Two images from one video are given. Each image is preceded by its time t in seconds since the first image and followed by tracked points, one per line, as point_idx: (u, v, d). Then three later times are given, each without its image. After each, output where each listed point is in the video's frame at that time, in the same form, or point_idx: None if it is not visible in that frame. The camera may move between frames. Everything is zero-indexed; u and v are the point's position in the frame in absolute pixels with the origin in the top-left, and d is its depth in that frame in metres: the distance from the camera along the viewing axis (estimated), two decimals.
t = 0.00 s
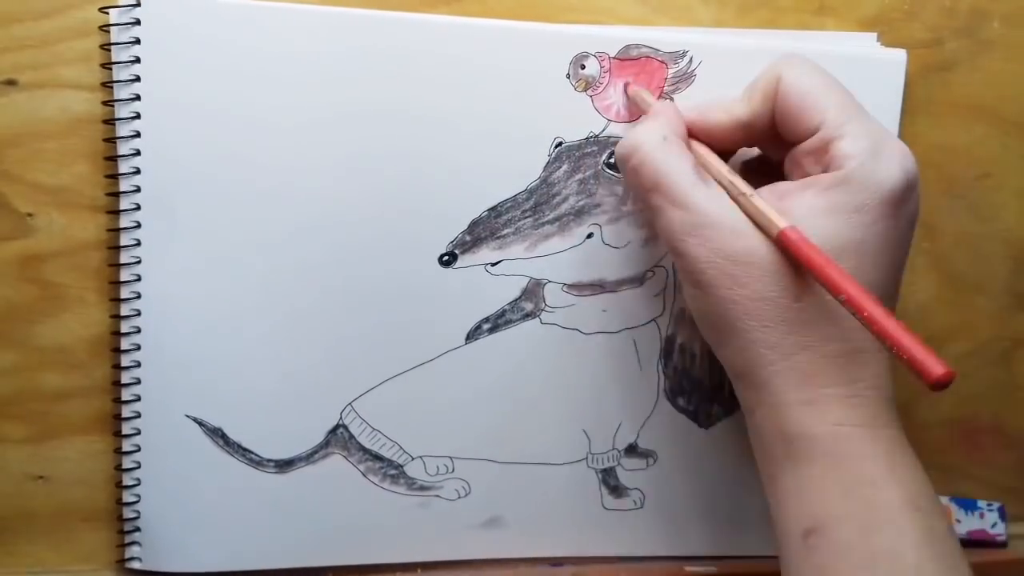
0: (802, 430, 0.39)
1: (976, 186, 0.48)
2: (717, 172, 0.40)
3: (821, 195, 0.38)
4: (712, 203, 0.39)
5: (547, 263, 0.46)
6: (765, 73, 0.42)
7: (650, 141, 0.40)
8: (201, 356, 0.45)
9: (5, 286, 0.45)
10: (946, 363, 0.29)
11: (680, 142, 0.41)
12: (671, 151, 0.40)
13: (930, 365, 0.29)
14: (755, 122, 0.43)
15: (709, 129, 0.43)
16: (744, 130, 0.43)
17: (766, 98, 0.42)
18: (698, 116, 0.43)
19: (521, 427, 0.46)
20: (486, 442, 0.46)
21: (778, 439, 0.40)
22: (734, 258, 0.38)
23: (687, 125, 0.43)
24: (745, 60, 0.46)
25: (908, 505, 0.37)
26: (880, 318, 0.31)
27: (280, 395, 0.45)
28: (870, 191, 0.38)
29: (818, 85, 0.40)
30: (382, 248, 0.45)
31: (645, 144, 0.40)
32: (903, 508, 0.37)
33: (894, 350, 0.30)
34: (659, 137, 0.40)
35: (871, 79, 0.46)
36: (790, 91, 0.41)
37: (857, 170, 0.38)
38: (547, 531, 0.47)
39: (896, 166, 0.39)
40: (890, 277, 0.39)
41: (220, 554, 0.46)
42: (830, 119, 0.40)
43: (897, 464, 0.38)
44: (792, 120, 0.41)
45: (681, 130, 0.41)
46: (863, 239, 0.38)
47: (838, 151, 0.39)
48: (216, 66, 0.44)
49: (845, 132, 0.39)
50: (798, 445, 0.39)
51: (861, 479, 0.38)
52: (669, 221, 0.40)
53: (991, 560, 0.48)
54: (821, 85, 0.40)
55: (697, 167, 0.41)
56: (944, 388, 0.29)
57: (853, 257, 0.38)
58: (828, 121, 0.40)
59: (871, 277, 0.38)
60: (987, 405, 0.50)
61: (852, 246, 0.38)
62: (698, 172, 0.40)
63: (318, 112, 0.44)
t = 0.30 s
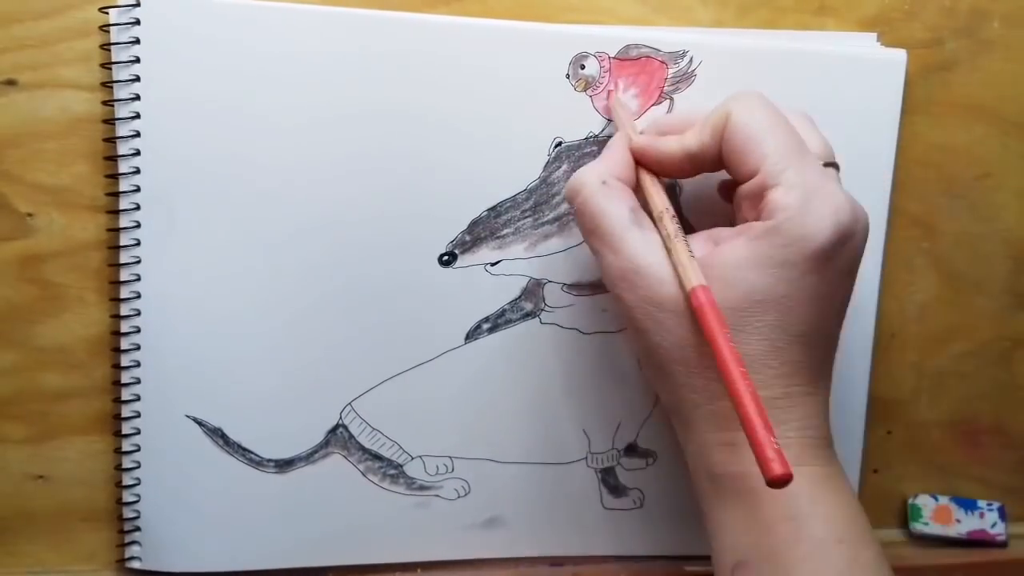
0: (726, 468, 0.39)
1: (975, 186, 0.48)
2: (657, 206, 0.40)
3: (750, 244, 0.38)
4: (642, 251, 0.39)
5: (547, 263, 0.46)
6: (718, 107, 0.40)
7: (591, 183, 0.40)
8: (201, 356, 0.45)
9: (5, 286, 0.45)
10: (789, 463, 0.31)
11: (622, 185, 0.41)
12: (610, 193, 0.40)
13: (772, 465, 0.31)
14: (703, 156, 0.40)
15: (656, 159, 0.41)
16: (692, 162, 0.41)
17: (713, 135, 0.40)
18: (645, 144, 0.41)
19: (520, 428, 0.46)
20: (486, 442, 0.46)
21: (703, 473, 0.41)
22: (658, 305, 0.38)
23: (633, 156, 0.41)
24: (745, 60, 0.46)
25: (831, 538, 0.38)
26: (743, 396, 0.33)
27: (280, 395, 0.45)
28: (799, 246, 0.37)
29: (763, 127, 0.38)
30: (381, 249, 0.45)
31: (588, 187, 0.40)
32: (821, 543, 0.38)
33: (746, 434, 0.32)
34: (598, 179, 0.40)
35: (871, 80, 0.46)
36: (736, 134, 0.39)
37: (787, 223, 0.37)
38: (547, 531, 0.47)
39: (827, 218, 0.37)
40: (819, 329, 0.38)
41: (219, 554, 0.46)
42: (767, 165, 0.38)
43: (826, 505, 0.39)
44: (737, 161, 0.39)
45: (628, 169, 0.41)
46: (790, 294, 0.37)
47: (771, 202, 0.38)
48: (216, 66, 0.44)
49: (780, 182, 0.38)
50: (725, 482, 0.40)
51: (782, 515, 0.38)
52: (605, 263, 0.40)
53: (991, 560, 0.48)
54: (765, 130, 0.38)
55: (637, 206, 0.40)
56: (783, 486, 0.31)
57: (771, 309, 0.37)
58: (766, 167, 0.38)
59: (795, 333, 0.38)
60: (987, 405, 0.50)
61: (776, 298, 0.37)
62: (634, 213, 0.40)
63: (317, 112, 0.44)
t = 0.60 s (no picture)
0: (728, 472, 0.40)
1: (975, 186, 0.48)
2: (661, 213, 0.39)
3: (753, 254, 0.38)
4: (646, 260, 0.39)
5: (547, 263, 0.46)
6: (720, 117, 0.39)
7: (598, 193, 0.40)
8: (201, 356, 0.45)
9: (5, 287, 0.45)
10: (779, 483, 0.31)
11: (627, 194, 0.41)
12: (616, 202, 0.40)
13: (762, 482, 0.31)
14: (708, 167, 0.40)
15: (661, 169, 0.41)
16: (697, 174, 0.40)
17: (716, 144, 0.39)
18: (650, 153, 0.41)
19: (520, 428, 0.46)
20: (486, 442, 0.46)
21: (707, 476, 0.41)
22: (661, 313, 0.38)
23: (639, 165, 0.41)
24: (745, 60, 0.46)
25: (833, 538, 0.38)
26: (736, 412, 0.33)
27: (279, 395, 0.45)
28: (802, 256, 0.37)
29: (765, 138, 0.38)
30: (381, 249, 0.45)
31: (595, 199, 0.40)
32: (822, 545, 0.38)
33: (740, 454, 0.32)
34: (604, 188, 0.40)
35: (871, 80, 0.46)
36: (737, 145, 0.38)
37: (789, 235, 0.37)
38: (547, 531, 0.47)
39: (830, 227, 0.37)
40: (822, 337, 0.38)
41: (219, 554, 0.46)
42: (768, 176, 0.38)
43: (828, 507, 0.39)
44: (739, 171, 0.39)
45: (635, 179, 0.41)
46: (793, 304, 0.37)
47: (773, 212, 0.37)
48: (216, 66, 0.44)
49: (782, 193, 0.37)
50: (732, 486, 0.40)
51: (787, 517, 0.39)
52: (611, 271, 0.40)
53: (990, 560, 0.48)
54: (767, 142, 0.38)
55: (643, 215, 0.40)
56: (773, 505, 0.31)
57: (774, 320, 0.37)
58: (767, 178, 0.38)
59: (798, 342, 0.38)
60: (987, 405, 0.50)
61: (778, 308, 0.37)
62: (640, 221, 0.40)
63: (317, 112, 0.44)
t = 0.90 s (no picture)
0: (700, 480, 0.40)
1: (976, 186, 0.48)
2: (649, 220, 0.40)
3: (737, 268, 0.38)
4: (633, 266, 0.39)
5: (547, 263, 0.46)
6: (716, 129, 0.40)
7: (588, 196, 0.40)
8: (201, 356, 0.45)
9: (5, 286, 0.45)
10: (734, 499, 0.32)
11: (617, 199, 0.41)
12: (606, 208, 0.40)
13: (715, 499, 0.31)
14: (701, 176, 0.40)
15: (656, 176, 0.40)
16: (692, 181, 0.40)
17: (712, 154, 0.39)
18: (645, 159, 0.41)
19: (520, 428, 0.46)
20: (486, 442, 0.46)
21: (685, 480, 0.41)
22: (643, 319, 0.38)
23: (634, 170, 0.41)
24: (746, 60, 0.46)
25: (807, 546, 0.38)
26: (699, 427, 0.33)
27: (279, 395, 0.45)
28: (789, 271, 0.37)
29: (761, 149, 0.38)
30: (381, 249, 0.45)
31: (586, 202, 0.40)
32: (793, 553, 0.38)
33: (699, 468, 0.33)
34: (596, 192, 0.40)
35: (870, 80, 0.46)
36: (734, 154, 0.39)
37: (777, 250, 0.37)
38: (547, 531, 0.47)
39: (819, 244, 0.37)
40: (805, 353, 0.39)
41: (219, 553, 0.46)
42: (761, 189, 0.38)
43: (803, 516, 0.39)
44: (732, 182, 0.39)
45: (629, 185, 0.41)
46: (777, 318, 0.37)
47: (763, 226, 0.37)
48: (216, 66, 0.44)
49: (773, 206, 0.38)
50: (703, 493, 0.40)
51: (759, 524, 0.39)
52: (596, 277, 0.40)
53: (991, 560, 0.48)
54: (763, 152, 0.38)
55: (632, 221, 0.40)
56: (727, 519, 0.31)
57: (758, 333, 0.37)
58: (761, 190, 0.38)
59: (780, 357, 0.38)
60: (987, 405, 0.50)
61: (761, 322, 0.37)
62: (628, 227, 0.40)
63: (317, 112, 0.44)
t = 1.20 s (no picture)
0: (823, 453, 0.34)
1: (976, 186, 0.48)
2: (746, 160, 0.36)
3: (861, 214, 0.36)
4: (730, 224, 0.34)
5: (547, 263, 0.46)
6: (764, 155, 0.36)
7: (678, 135, 0.36)
8: (201, 356, 0.45)
9: (4, 287, 0.45)
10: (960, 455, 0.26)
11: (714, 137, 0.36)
12: (701, 153, 0.36)
13: (945, 452, 0.26)
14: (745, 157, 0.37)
15: (747, 114, 0.40)
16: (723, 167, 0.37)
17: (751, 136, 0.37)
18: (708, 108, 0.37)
19: (520, 428, 0.46)
20: (485, 442, 0.46)
21: (789, 447, 0.35)
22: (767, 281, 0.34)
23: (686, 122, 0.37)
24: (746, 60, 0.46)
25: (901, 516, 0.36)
26: (890, 374, 0.28)
27: (279, 396, 0.45)
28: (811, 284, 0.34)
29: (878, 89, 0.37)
30: (381, 249, 0.45)
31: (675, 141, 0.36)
32: (910, 544, 0.32)
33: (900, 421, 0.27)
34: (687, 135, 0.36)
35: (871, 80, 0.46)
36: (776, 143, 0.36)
37: (902, 191, 0.36)
38: (547, 532, 0.47)
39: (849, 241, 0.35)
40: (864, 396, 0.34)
41: (218, 554, 0.45)
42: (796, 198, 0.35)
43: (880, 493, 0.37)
44: (841, 119, 0.38)
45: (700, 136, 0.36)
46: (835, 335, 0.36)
47: (888, 165, 0.36)
48: (216, 65, 0.44)
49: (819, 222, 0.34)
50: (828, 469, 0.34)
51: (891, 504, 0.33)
52: (688, 231, 0.36)
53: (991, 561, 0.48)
54: (879, 97, 0.37)
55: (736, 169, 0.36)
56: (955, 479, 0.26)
57: (882, 286, 0.35)
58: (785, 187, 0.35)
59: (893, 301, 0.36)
60: (988, 405, 0.49)
61: (876, 273, 0.35)
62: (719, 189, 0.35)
63: (317, 111, 0.44)
